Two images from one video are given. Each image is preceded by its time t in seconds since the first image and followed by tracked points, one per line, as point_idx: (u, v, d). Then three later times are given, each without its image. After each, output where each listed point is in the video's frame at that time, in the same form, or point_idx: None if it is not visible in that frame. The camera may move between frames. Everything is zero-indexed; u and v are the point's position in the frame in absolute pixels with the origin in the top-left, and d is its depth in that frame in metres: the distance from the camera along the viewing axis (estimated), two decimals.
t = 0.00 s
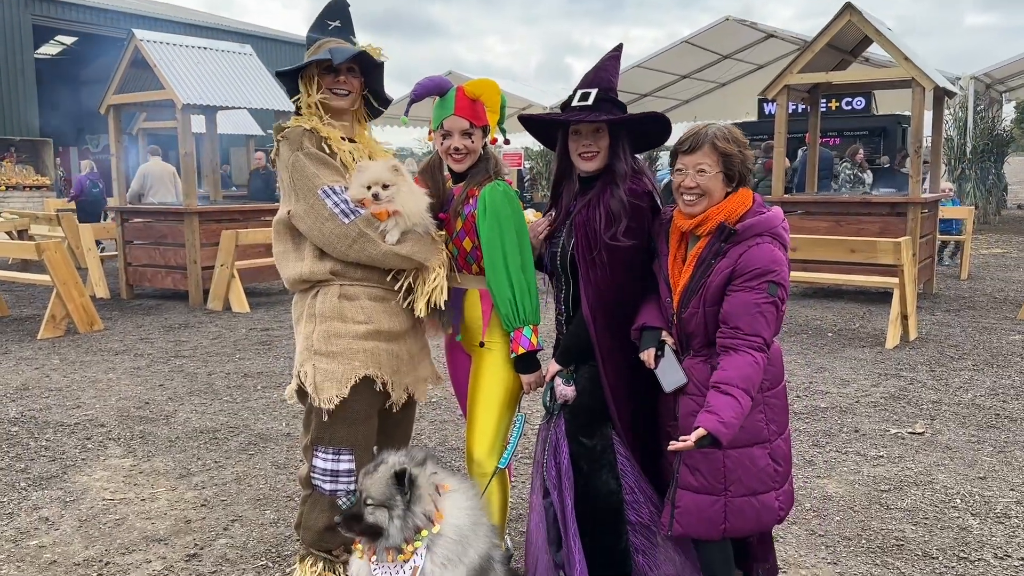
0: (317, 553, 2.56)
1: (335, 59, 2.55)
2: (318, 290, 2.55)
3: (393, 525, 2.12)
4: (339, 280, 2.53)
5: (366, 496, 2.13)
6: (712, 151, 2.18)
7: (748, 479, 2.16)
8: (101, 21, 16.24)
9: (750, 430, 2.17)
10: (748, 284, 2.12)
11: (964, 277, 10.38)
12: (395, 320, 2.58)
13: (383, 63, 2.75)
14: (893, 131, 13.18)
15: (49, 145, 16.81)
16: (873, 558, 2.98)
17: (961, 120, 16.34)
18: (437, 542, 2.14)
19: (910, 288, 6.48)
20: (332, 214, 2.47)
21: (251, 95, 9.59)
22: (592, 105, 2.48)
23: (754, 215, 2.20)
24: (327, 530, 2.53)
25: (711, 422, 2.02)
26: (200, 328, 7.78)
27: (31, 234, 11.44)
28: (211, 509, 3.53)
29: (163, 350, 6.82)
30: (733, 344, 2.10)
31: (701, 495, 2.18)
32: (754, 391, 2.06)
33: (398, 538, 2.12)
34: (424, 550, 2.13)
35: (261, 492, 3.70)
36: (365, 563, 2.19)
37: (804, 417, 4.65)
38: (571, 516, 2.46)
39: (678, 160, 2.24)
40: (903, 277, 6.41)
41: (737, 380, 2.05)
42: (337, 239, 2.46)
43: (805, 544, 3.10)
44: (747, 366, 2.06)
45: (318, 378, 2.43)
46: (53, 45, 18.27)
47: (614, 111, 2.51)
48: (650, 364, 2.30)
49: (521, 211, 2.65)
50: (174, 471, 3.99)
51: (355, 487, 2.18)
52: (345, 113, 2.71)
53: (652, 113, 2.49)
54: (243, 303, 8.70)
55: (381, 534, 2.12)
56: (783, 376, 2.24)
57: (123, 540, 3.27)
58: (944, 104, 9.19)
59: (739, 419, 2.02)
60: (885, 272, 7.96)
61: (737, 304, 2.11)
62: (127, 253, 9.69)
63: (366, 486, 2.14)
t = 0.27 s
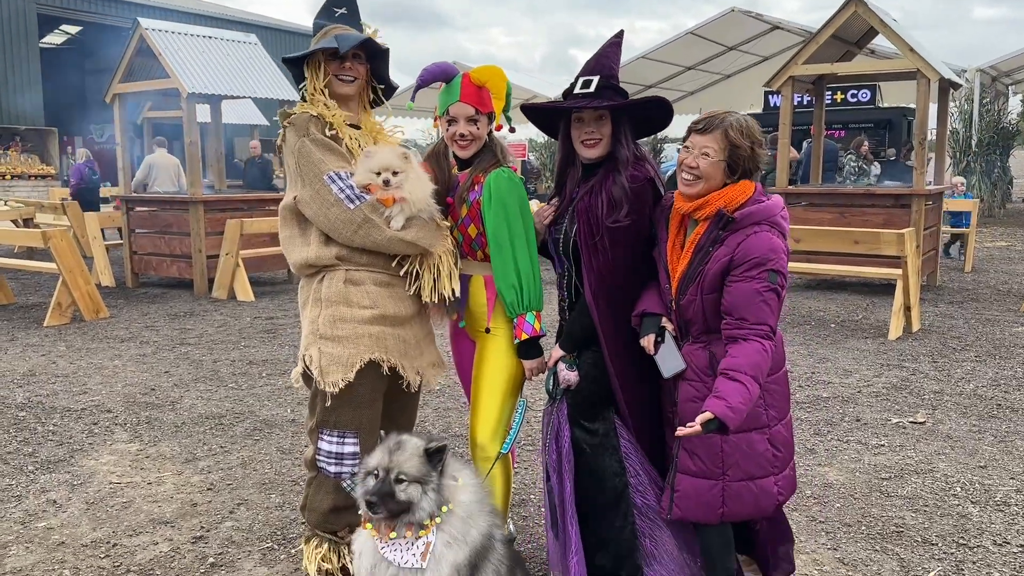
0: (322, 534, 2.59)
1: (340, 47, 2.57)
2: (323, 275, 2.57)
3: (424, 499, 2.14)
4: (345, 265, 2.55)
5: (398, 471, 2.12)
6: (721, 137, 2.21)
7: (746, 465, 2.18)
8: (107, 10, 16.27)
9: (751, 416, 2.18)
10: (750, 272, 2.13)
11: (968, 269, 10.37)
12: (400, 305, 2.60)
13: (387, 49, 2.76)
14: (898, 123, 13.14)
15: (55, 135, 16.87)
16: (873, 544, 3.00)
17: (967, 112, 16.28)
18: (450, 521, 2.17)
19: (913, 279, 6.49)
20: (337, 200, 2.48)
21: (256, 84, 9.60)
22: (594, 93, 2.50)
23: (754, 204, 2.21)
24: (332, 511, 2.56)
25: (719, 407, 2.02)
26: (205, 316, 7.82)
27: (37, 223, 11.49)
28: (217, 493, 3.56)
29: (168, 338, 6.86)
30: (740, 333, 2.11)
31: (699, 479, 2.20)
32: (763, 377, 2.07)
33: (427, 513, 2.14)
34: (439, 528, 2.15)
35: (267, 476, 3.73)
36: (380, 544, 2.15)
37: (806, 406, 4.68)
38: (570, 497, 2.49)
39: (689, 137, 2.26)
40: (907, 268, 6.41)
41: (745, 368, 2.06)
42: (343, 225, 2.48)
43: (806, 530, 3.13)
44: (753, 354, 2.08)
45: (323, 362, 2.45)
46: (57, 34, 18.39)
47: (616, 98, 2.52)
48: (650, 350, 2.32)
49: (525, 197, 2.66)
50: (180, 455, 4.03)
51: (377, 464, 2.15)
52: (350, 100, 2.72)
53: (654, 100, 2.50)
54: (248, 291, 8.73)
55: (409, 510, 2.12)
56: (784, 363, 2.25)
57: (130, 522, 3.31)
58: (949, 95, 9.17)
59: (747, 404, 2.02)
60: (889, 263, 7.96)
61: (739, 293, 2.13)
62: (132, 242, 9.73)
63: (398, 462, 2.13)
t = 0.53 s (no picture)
0: (326, 511, 2.62)
1: (346, 28, 2.58)
2: (329, 255, 2.60)
3: (439, 474, 2.18)
4: (350, 245, 2.57)
5: (414, 445, 2.16)
6: (718, 119, 2.22)
7: (746, 443, 2.21)
8: None
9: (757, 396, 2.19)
10: (751, 252, 2.15)
11: (971, 260, 10.36)
12: (405, 285, 2.63)
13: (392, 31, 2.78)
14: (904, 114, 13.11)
15: (60, 124, 16.92)
16: (871, 525, 3.03)
17: (973, 104, 16.23)
18: (458, 496, 2.21)
19: (916, 268, 6.50)
20: (342, 180, 2.50)
21: (260, 71, 9.61)
22: (598, 75, 2.52)
23: (752, 184, 2.23)
24: (338, 488, 2.59)
25: (721, 385, 2.06)
26: (210, 302, 7.86)
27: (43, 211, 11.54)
28: (222, 473, 3.60)
29: (174, 324, 6.90)
30: (745, 312, 2.14)
31: (700, 458, 2.24)
32: (769, 355, 2.09)
33: (441, 487, 2.18)
34: (448, 503, 2.19)
35: (272, 457, 3.78)
36: (390, 518, 2.17)
37: (806, 392, 4.71)
38: (572, 474, 2.54)
39: (686, 121, 2.27)
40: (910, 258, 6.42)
41: (750, 346, 2.08)
42: (348, 206, 2.50)
43: (805, 511, 3.16)
44: (757, 332, 2.10)
45: (327, 341, 2.48)
46: (62, 23, 18.48)
47: (619, 81, 2.54)
48: (650, 331, 2.34)
49: (529, 179, 2.68)
50: (185, 437, 4.07)
51: (392, 440, 2.17)
52: (354, 82, 2.74)
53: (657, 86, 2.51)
54: (253, 279, 8.78)
55: (423, 483, 2.16)
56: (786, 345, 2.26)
57: (137, 501, 3.35)
58: (954, 85, 9.15)
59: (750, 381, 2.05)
60: (893, 253, 7.96)
61: (740, 273, 2.15)
62: (138, 229, 9.77)
63: (415, 436, 2.17)
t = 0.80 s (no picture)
0: (328, 484, 2.67)
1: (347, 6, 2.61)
2: (331, 232, 2.64)
3: (438, 443, 2.24)
4: (352, 222, 2.61)
5: (414, 414, 2.21)
6: (713, 93, 2.25)
7: (737, 413, 2.24)
8: None
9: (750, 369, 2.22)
10: (742, 222, 2.17)
11: (973, 249, 10.38)
12: (406, 262, 2.67)
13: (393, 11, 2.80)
14: (907, 104, 13.10)
15: (62, 112, 16.97)
16: (865, 502, 3.08)
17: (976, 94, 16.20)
18: (456, 466, 2.26)
19: (916, 256, 6.52)
20: (344, 157, 2.54)
21: (263, 59, 9.63)
22: (595, 54, 2.52)
23: (748, 156, 2.25)
24: (339, 461, 2.64)
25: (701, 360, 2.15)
26: (213, 288, 7.91)
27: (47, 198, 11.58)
28: (226, 450, 3.66)
29: (178, 308, 6.95)
30: (732, 282, 2.17)
31: (692, 428, 2.28)
32: (745, 326, 2.15)
33: (440, 456, 2.23)
34: (446, 472, 2.24)
35: (275, 435, 3.83)
36: (390, 486, 2.22)
37: (804, 376, 4.75)
38: (567, 443, 2.59)
39: (682, 98, 2.31)
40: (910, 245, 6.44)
41: (728, 318, 2.15)
42: (349, 182, 2.54)
43: (800, 489, 3.20)
44: (740, 302, 2.14)
45: (329, 316, 2.52)
46: (65, 12, 18.59)
47: (616, 60, 2.55)
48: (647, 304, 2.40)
49: (529, 158, 2.72)
50: (189, 416, 4.12)
51: (392, 409, 2.22)
52: (356, 62, 2.77)
53: (654, 64, 2.52)
54: (256, 265, 8.83)
55: (423, 452, 2.21)
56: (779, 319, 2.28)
57: (142, 476, 3.40)
58: (957, 74, 9.14)
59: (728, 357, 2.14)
60: (893, 241, 7.98)
61: (729, 243, 2.18)
62: (142, 216, 9.82)
63: (415, 405, 2.22)
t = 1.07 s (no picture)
0: (334, 462, 2.70)
1: None
2: (336, 213, 2.66)
3: (442, 419, 2.26)
4: (357, 203, 2.63)
5: (418, 390, 2.23)
6: (716, 68, 2.26)
7: (730, 380, 2.28)
8: None
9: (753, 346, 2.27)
10: (760, 190, 2.18)
11: (974, 241, 10.40)
12: (411, 243, 2.69)
13: None
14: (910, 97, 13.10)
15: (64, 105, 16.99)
16: (865, 483, 3.11)
17: (978, 88, 16.20)
18: (460, 442, 2.28)
19: (917, 246, 6.54)
20: (349, 138, 2.55)
21: (266, 50, 9.64)
22: (597, 36, 2.52)
23: (757, 127, 2.27)
24: (345, 440, 2.67)
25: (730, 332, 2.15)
26: (216, 278, 7.94)
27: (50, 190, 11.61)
28: (232, 433, 3.69)
29: (183, 298, 6.98)
30: (753, 251, 2.17)
31: (684, 395, 2.32)
32: (775, 295, 2.15)
33: (443, 431, 2.25)
34: (450, 448, 2.26)
35: (281, 419, 3.86)
36: (394, 462, 2.24)
37: (806, 363, 4.77)
38: (566, 422, 2.60)
39: (683, 79, 2.33)
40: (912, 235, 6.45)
41: (756, 287, 2.14)
42: (354, 163, 2.56)
43: (800, 471, 3.23)
44: (765, 270, 2.14)
45: (335, 295, 2.54)
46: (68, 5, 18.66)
47: (618, 42, 2.55)
48: (649, 276, 2.39)
49: (532, 140, 2.74)
50: (194, 401, 4.16)
51: (396, 384, 2.25)
52: (361, 44, 2.78)
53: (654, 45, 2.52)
54: (260, 256, 8.86)
55: (426, 428, 2.23)
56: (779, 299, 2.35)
57: (148, 458, 3.43)
58: (959, 65, 9.14)
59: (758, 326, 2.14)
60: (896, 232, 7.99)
61: (749, 211, 2.18)
62: (145, 207, 9.84)
63: (418, 381, 2.24)
